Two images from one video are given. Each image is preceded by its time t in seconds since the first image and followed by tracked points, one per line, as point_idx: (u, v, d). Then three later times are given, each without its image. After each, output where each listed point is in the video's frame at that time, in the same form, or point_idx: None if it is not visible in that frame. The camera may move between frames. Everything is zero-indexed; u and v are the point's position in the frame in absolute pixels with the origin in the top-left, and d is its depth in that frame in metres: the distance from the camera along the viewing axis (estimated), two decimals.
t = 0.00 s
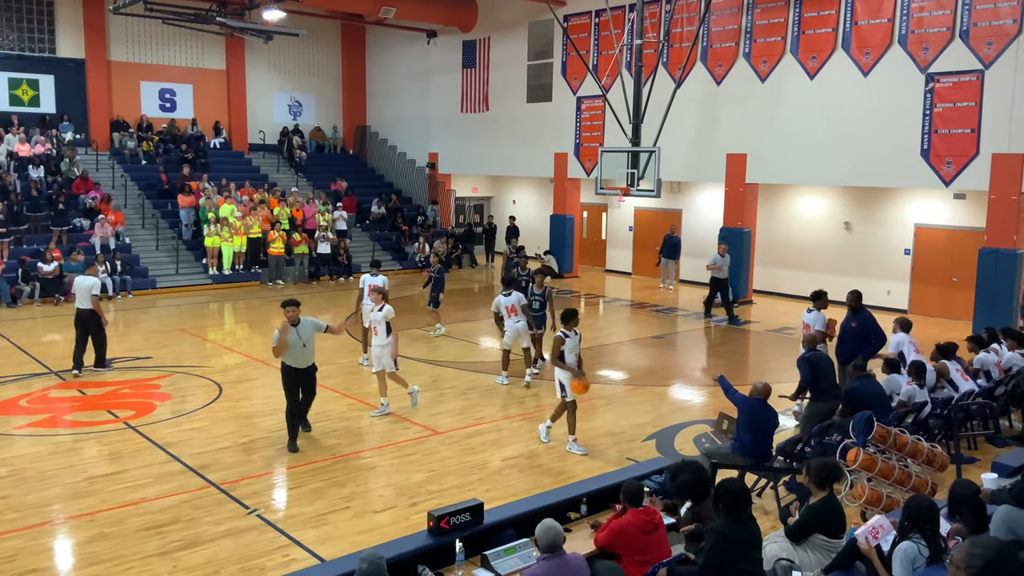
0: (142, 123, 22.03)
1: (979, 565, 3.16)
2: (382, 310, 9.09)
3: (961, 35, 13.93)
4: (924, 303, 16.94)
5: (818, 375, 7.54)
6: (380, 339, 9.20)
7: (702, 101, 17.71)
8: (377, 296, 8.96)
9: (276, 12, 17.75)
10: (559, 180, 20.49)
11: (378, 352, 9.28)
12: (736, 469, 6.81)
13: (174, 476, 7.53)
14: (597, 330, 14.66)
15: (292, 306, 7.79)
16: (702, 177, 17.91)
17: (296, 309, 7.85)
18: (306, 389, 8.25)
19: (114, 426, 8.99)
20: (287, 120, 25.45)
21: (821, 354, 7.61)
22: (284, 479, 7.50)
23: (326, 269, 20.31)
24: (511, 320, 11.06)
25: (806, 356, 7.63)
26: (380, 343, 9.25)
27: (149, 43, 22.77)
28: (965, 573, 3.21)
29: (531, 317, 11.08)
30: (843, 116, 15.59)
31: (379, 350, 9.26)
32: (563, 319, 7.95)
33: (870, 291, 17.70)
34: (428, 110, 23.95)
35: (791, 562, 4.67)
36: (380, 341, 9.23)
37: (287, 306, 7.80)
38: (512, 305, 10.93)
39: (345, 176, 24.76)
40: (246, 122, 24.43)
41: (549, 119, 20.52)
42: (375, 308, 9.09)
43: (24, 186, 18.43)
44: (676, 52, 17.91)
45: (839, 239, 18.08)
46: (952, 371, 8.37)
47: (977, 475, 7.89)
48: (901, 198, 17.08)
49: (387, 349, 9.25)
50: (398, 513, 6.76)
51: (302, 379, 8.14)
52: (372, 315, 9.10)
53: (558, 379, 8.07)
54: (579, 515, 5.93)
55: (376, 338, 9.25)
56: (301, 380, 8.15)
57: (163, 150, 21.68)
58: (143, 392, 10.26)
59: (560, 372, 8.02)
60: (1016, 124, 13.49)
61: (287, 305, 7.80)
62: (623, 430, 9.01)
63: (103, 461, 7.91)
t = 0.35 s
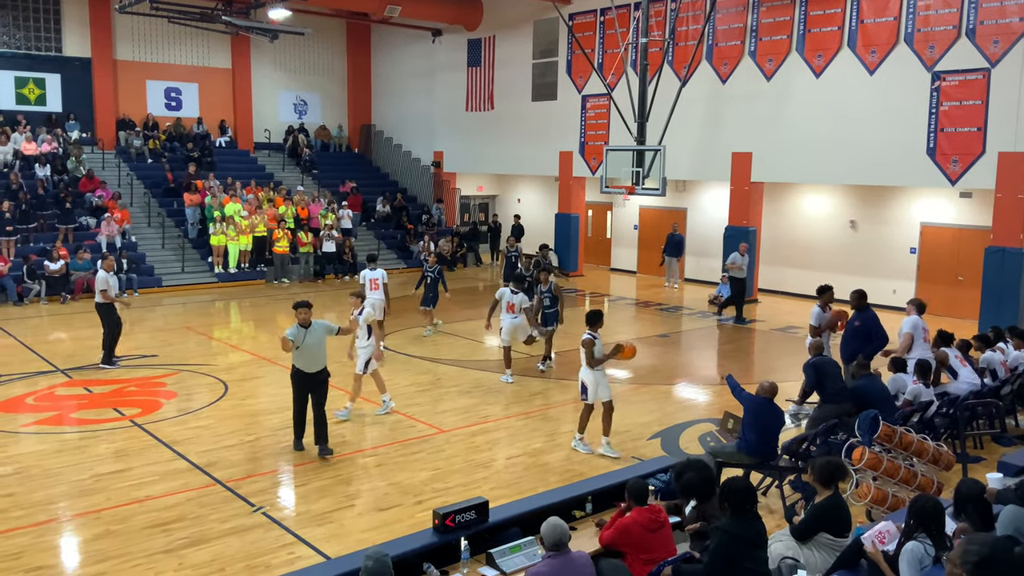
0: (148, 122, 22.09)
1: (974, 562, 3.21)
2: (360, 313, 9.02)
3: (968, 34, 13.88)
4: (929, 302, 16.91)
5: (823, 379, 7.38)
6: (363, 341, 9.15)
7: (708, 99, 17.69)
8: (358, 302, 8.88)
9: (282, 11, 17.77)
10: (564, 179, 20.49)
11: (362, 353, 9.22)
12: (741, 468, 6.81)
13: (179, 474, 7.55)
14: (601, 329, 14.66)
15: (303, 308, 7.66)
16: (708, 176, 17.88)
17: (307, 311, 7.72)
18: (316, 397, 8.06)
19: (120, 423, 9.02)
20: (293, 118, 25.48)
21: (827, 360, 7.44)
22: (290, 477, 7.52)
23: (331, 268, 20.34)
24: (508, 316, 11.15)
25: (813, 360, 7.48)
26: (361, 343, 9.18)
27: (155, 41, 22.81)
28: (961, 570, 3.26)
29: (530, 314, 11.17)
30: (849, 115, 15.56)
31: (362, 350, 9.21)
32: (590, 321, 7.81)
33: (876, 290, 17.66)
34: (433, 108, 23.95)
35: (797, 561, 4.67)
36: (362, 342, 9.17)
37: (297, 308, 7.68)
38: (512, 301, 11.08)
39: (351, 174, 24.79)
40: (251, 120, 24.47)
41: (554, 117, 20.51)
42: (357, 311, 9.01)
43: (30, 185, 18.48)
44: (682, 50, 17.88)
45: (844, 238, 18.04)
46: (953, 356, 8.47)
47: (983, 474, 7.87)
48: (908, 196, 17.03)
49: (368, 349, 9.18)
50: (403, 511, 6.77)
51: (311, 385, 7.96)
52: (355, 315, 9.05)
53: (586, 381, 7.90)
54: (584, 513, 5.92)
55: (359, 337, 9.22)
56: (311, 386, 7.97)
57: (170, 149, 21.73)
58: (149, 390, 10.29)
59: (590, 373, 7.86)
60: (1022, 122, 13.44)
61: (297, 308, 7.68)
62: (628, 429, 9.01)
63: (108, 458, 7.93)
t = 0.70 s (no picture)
0: (153, 120, 22.12)
1: (970, 560, 3.17)
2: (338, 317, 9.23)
3: (974, 31, 13.82)
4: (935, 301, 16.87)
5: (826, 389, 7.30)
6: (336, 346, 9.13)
7: (713, 97, 17.66)
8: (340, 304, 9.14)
9: (287, 9, 17.77)
10: (569, 176, 20.50)
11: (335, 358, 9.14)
12: (746, 466, 6.81)
13: (184, 472, 7.56)
14: (605, 327, 14.66)
15: (326, 309, 7.50)
16: (713, 175, 17.85)
17: (330, 314, 7.57)
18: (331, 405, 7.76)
19: (125, 421, 9.04)
20: (297, 116, 25.50)
21: (833, 366, 7.37)
22: (294, 474, 7.53)
23: (335, 265, 20.37)
24: (514, 315, 11.10)
25: (814, 371, 7.34)
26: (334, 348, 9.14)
27: (159, 39, 22.82)
28: (957, 569, 3.23)
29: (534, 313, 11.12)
30: (855, 113, 15.52)
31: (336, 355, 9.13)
32: (617, 323, 7.74)
33: (881, 288, 17.61)
34: (438, 106, 23.95)
35: (801, 560, 4.66)
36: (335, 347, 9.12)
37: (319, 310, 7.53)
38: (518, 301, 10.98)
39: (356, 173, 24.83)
40: (256, 118, 24.51)
41: (559, 115, 20.50)
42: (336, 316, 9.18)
43: (36, 183, 18.52)
44: (687, 48, 17.83)
45: (849, 236, 18.01)
46: (959, 340, 8.52)
47: (988, 473, 7.86)
48: (913, 194, 17.00)
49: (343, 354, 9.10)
50: (408, 509, 6.78)
51: (329, 393, 7.70)
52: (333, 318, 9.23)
53: (622, 386, 7.73)
54: (588, 511, 5.90)
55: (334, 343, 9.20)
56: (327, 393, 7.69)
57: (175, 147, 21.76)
58: (154, 388, 10.31)
59: (624, 376, 7.73)
60: None
61: (320, 309, 7.53)
62: (632, 427, 9.01)
63: (114, 456, 7.95)
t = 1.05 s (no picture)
0: (160, 118, 22.18)
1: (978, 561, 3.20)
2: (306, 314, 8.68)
3: (980, 29, 13.77)
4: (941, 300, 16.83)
5: (839, 396, 7.13)
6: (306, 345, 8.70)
7: (719, 95, 17.63)
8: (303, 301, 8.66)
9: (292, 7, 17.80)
10: (574, 175, 20.51)
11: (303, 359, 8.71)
12: (750, 464, 6.82)
13: (190, 469, 7.58)
14: (610, 325, 14.66)
15: (344, 319, 7.11)
16: (719, 174, 17.81)
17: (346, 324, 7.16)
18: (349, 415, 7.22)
19: (132, 419, 9.06)
20: (303, 115, 25.54)
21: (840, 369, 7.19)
22: (300, 472, 7.55)
23: (340, 264, 20.40)
24: (523, 311, 11.21)
25: (824, 377, 7.14)
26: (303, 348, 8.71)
27: (165, 38, 22.88)
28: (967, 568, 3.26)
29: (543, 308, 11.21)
30: (862, 111, 15.48)
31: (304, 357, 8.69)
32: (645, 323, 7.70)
33: (887, 287, 17.57)
34: (443, 105, 23.96)
35: (806, 558, 4.65)
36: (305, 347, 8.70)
37: (337, 319, 7.09)
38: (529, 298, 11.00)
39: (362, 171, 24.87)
40: (262, 116, 24.57)
41: (564, 113, 20.50)
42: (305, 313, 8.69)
43: (42, 181, 18.57)
44: (693, 46, 17.81)
45: (856, 235, 17.97)
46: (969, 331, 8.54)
47: (994, 472, 7.84)
48: (919, 193, 16.95)
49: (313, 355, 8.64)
50: (413, 506, 6.79)
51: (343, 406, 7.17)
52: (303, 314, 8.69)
53: (650, 385, 7.72)
54: (593, 509, 5.90)
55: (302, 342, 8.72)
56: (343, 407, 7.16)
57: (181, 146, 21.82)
58: (160, 386, 10.34)
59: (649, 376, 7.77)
60: None
61: (337, 319, 7.10)
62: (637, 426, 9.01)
63: (120, 453, 7.98)
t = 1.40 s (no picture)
0: (165, 117, 22.22)
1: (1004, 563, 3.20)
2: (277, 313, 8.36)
3: (986, 28, 13.73)
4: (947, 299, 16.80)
5: (855, 406, 6.93)
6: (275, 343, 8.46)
7: (724, 94, 17.58)
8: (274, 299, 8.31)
9: (296, 6, 17.78)
10: (578, 174, 20.50)
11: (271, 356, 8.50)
12: (755, 464, 6.81)
13: (195, 468, 7.59)
14: (614, 324, 14.64)
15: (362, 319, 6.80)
16: (723, 173, 17.77)
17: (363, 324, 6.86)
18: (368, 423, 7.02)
19: (136, 417, 9.07)
20: (308, 114, 25.55)
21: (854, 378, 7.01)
22: (304, 471, 7.55)
23: (345, 262, 20.42)
24: (526, 307, 11.24)
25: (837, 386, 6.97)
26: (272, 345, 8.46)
27: (169, 36, 22.89)
28: (989, 571, 3.25)
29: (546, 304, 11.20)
30: (867, 110, 15.43)
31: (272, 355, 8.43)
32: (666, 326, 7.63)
33: (893, 286, 17.53)
34: (447, 103, 23.94)
35: (811, 558, 4.65)
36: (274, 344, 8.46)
37: (354, 321, 6.77)
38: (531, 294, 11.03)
39: (366, 170, 24.88)
40: (266, 115, 24.58)
41: (568, 112, 20.47)
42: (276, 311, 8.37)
43: (47, 180, 18.59)
44: (697, 45, 17.76)
45: (861, 234, 17.92)
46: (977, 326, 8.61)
47: (999, 472, 7.83)
48: (925, 192, 16.91)
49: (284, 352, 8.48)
50: (417, 505, 6.79)
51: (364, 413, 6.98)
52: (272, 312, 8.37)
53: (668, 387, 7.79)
54: (597, 509, 5.89)
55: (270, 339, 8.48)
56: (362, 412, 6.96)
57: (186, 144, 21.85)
58: (165, 384, 10.35)
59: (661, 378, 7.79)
60: None
61: (355, 320, 6.78)
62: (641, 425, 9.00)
63: (125, 451, 7.99)
